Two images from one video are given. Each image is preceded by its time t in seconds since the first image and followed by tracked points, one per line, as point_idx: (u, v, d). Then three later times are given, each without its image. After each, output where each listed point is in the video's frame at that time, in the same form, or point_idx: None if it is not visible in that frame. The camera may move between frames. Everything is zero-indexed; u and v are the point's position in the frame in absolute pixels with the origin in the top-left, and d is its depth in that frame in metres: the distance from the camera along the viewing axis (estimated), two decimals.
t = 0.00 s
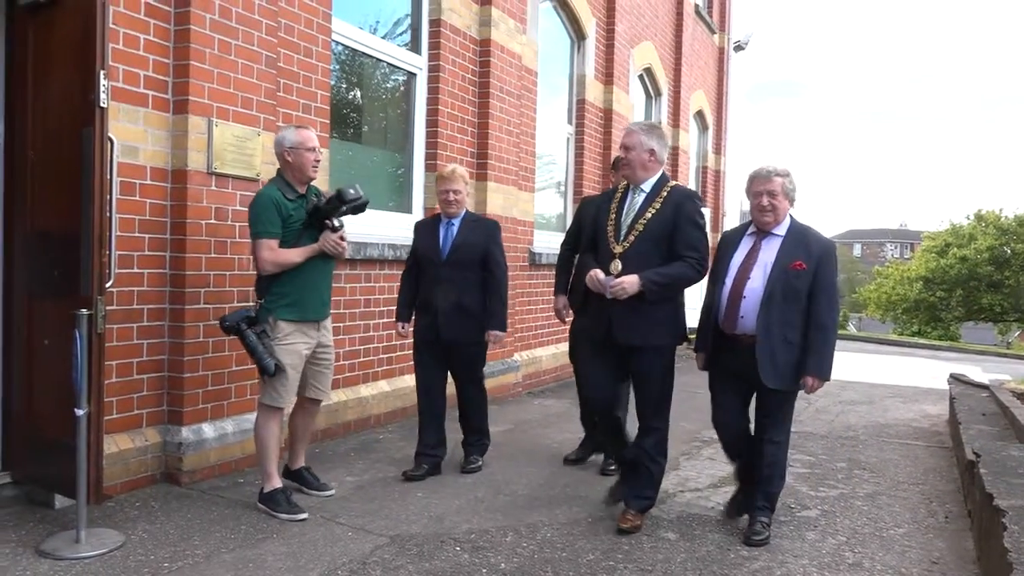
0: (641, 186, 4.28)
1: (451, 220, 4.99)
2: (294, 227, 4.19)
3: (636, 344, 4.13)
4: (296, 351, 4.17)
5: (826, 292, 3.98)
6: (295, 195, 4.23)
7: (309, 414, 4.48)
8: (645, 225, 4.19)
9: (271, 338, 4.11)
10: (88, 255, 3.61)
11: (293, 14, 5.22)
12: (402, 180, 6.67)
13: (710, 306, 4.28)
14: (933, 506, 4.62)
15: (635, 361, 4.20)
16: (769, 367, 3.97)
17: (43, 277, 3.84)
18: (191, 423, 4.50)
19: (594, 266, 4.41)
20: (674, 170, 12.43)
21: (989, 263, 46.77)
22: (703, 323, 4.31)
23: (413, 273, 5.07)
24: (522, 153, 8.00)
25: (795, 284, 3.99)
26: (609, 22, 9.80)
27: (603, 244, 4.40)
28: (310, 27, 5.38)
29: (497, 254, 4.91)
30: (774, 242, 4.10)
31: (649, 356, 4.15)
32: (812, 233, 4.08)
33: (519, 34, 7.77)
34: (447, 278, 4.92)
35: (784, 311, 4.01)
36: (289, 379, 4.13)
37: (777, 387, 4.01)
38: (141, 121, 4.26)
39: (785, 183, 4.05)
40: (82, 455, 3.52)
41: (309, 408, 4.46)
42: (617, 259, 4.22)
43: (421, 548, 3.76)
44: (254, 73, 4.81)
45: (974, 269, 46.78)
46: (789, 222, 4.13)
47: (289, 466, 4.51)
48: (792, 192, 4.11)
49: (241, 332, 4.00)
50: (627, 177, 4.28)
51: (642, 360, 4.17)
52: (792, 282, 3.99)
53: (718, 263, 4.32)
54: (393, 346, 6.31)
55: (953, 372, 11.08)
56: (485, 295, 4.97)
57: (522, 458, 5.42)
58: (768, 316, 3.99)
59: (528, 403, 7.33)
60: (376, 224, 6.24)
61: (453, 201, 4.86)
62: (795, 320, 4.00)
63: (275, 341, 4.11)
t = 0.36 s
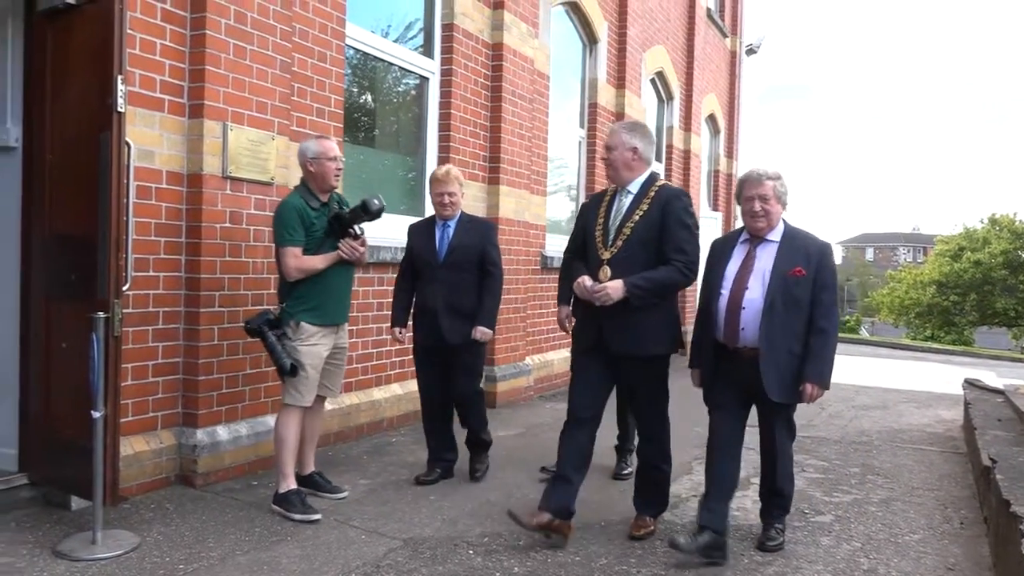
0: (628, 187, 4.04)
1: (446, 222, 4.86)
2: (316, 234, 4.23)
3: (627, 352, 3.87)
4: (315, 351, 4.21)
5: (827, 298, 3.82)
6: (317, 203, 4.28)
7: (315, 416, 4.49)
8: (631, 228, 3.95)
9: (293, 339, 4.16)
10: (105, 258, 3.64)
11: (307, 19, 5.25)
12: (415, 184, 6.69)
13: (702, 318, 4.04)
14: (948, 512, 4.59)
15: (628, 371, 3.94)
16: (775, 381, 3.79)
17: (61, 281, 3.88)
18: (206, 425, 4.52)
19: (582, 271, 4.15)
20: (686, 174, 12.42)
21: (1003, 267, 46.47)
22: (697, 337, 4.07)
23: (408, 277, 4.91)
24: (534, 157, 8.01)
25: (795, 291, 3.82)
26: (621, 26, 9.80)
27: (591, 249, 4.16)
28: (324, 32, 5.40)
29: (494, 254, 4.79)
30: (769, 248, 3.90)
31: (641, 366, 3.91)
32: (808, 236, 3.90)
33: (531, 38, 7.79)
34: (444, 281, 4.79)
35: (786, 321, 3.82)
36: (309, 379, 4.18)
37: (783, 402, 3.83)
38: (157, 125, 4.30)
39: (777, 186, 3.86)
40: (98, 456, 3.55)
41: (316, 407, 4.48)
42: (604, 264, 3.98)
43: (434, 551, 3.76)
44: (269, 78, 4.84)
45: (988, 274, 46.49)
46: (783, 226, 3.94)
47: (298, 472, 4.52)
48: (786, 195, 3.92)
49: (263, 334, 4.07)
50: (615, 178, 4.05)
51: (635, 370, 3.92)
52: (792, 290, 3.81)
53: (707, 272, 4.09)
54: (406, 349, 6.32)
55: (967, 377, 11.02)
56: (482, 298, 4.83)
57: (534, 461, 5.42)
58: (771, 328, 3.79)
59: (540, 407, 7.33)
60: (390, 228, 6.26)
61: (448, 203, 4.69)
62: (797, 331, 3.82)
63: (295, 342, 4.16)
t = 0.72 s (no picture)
0: (594, 178, 3.92)
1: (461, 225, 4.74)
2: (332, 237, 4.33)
3: (603, 351, 3.76)
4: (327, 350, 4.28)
5: (817, 285, 3.64)
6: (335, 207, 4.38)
7: (336, 417, 4.53)
8: (597, 221, 3.84)
9: (305, 336, 4.24)
10: (128, 259, 3.68)
11: (327, 21, 5.27)
12: (431, 185, 6.70)
13: (687, 319, 3.87)
14: (972, 517, 4.55)
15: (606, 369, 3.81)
16: (774, 379, 3.59)
17: (84, 281, 3.91)
18: (227, 425, 4.55)
19: (554, 270, 4.02)
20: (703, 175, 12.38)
21: None
22: (683, 340, 3.90)
23: (422, 278, 4.87)
24: (552, 158, 8.00)
25: (782, 283, 3.63)
26: (638, 27, 9.79)
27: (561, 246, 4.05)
28: (344, 35, 5.43)
29: (509, 258, 4.64)
30: (750, 240, 3.73)
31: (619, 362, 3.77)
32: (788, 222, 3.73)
33: (548, 39, 7.79)
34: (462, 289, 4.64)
35: (776, 314, 3.63)
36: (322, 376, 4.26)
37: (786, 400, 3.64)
38: (179, 128, 4.34)
39: (751, 173, 3.70)
40: (122, 455, 3.59)
41: (335, 407, 4.52)
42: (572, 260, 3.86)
43: (454, 552, 3.77)
44: (289, 80, 4.87)
45: (1009, 275, 46.01)
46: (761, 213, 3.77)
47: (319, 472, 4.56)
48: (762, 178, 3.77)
49: (277, 330, 4.19)
50: (580, 171, 3.94)
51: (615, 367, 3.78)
52: (780, 280, 3.63)
53: (688, 271, 3.90)
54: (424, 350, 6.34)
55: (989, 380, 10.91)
56: (498, 303, 4.69)
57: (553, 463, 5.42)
58: (762, 322, 3.61)
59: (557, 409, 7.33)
60: (409, 230, 6.28)
61: (461, 205, 4.61)
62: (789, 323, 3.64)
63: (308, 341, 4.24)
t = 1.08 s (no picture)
0: (585, 175, 3.78)
1: (499, 226, 4.65)
2: (349, 237, 4.36)
3: (585, 355, 3.63)
4: (345, 352, 4.33)
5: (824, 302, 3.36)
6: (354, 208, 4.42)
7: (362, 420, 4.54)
8: (586, 218, 3.69)
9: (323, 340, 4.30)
10: (161, 262, 3.72)
11: (356, 26, 5.30)
12: (457, 188, 6.71)
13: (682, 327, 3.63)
14: (1008, 525, 4.47)
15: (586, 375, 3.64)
16: (771, 402, 3.33)
17: (118, 285, 3.97)
18: (257, 427, 4.58)
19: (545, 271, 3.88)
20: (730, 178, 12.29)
21: None
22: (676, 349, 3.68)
23: (455, 276, 4.82)
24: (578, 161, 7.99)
25: (785, 297, 3.35)
26: (665, 29, 9.74)
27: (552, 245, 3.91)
28: (372, 39, 5.46)
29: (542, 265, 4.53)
30: (753, 248, 3.45)
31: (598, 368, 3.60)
32: (797, 229, 3.45)
33: (575, 42, 7.78)
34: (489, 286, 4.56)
35: (776, 331, 3.36)
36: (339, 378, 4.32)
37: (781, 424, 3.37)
38: (210, 132, 4.38)
39: (758, 174, 3.43)
40: (155, 456, 3.63)
41: (359, 409, 4.54)
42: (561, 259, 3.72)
43: (482, 555, 3.77)
44: (318, 85, 4.90)
45: None
46: (768, 217, 3.49)
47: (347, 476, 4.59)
48: (771, 179, 3.49)
49: (298, 332, 4.21)
50: (570, 167, 3.80)
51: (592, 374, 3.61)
52: (783, 295, 3.35)
53: (687, 275, 3.66)
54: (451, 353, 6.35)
55: None
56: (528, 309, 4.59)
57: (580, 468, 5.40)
58: (759, 338, 3.34)
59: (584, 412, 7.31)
60: (436, 233, 6.30)
61: (494, 207, 4.56)
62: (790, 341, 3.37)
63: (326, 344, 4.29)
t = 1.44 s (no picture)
0: (589, 182, 3.74)
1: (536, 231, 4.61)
2: (375, 240, 4.39)
3: (576, 370, 3.55)
4: (371, 356, 4.36)
5: (819, 306, 3.15)
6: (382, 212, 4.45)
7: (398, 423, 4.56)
8: (582, 228, 3.64)
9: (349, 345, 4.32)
10: (204, 267, 3.78)
11: (393, 32, 5.34)
12: (491, 193, 6.72)
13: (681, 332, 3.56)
14: None
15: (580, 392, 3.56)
16: (746, 408, 3.22)
17: (162, 289, 4.04)
18: (296, 431, 4.62)
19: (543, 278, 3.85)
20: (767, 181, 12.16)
21: None
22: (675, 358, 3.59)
23: (490, 279, 4.78)
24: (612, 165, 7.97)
25: (775, 296, 3.20)
26: (700, 31, 9.67)
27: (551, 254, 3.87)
28: (410, 45, 5.49)
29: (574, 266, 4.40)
30: (751, 246, 3.33)
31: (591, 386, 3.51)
32: (802, 228, 3.26)
33: (610, 46, 7.76)
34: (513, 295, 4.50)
35: (763, 332, 3.22)
36: (364, 381, 4.35)
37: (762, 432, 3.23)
38: (251, 138, 4.44)
39: (748, 169, 3.28)
40: (198, 459, 3.68)
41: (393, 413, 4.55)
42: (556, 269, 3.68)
43: (520, 560, 3.77)
44: (357, 91, 4.95)
45: None
46: (773, 212, 3.34)
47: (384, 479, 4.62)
48: (769, 172, 3.32)
49: (326, 335, 4.26)
50: (576, 173, 3.77)
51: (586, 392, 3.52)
52: (772, 294, 3.20)
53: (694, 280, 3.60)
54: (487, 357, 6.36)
55: None
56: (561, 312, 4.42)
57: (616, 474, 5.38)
58: (744, 339, 3.23)
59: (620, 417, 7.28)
60: (472, 238, 6.32)
61: (528, 210, 4.53)
62: (778, 344, 3.21)
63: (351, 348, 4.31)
